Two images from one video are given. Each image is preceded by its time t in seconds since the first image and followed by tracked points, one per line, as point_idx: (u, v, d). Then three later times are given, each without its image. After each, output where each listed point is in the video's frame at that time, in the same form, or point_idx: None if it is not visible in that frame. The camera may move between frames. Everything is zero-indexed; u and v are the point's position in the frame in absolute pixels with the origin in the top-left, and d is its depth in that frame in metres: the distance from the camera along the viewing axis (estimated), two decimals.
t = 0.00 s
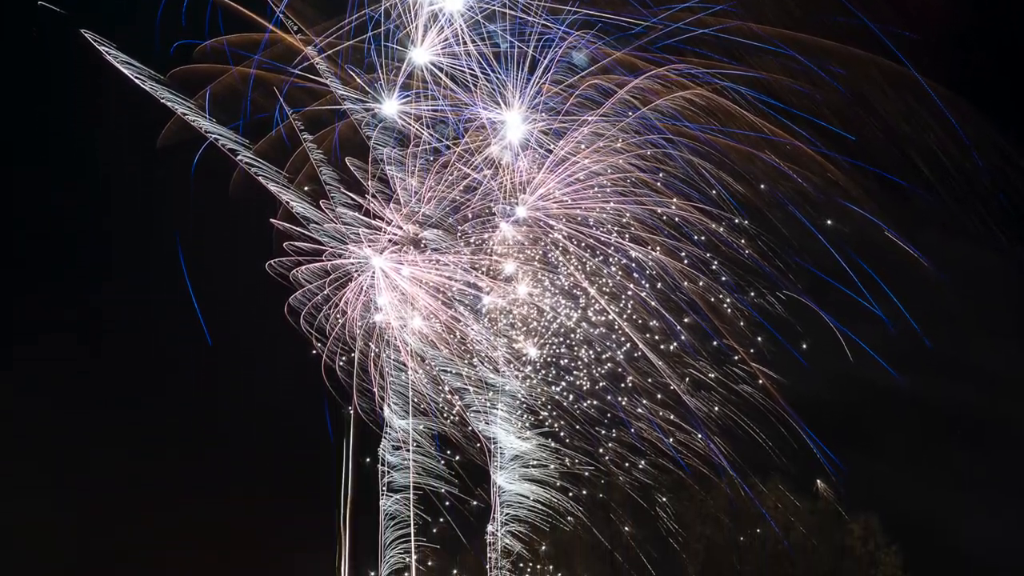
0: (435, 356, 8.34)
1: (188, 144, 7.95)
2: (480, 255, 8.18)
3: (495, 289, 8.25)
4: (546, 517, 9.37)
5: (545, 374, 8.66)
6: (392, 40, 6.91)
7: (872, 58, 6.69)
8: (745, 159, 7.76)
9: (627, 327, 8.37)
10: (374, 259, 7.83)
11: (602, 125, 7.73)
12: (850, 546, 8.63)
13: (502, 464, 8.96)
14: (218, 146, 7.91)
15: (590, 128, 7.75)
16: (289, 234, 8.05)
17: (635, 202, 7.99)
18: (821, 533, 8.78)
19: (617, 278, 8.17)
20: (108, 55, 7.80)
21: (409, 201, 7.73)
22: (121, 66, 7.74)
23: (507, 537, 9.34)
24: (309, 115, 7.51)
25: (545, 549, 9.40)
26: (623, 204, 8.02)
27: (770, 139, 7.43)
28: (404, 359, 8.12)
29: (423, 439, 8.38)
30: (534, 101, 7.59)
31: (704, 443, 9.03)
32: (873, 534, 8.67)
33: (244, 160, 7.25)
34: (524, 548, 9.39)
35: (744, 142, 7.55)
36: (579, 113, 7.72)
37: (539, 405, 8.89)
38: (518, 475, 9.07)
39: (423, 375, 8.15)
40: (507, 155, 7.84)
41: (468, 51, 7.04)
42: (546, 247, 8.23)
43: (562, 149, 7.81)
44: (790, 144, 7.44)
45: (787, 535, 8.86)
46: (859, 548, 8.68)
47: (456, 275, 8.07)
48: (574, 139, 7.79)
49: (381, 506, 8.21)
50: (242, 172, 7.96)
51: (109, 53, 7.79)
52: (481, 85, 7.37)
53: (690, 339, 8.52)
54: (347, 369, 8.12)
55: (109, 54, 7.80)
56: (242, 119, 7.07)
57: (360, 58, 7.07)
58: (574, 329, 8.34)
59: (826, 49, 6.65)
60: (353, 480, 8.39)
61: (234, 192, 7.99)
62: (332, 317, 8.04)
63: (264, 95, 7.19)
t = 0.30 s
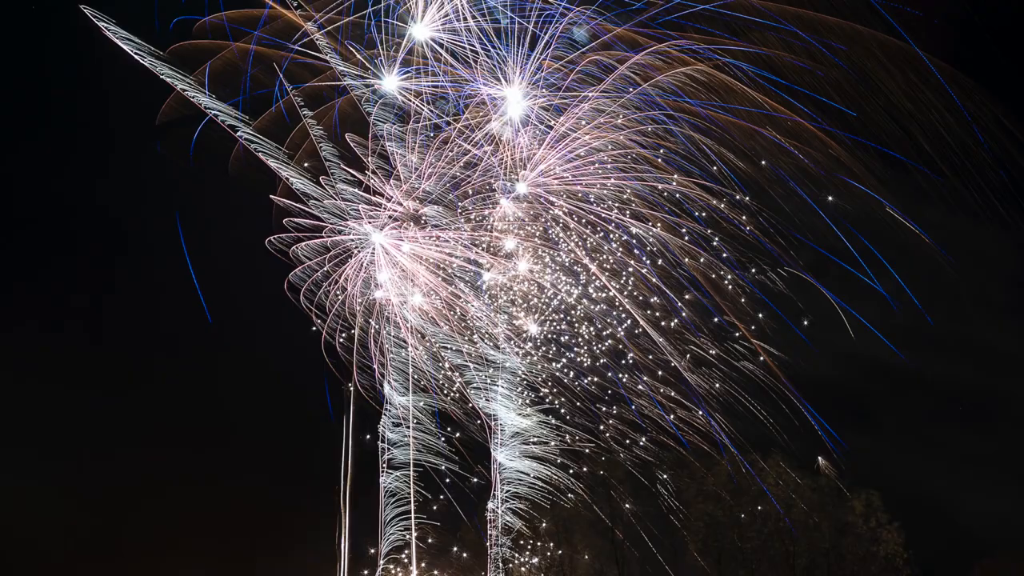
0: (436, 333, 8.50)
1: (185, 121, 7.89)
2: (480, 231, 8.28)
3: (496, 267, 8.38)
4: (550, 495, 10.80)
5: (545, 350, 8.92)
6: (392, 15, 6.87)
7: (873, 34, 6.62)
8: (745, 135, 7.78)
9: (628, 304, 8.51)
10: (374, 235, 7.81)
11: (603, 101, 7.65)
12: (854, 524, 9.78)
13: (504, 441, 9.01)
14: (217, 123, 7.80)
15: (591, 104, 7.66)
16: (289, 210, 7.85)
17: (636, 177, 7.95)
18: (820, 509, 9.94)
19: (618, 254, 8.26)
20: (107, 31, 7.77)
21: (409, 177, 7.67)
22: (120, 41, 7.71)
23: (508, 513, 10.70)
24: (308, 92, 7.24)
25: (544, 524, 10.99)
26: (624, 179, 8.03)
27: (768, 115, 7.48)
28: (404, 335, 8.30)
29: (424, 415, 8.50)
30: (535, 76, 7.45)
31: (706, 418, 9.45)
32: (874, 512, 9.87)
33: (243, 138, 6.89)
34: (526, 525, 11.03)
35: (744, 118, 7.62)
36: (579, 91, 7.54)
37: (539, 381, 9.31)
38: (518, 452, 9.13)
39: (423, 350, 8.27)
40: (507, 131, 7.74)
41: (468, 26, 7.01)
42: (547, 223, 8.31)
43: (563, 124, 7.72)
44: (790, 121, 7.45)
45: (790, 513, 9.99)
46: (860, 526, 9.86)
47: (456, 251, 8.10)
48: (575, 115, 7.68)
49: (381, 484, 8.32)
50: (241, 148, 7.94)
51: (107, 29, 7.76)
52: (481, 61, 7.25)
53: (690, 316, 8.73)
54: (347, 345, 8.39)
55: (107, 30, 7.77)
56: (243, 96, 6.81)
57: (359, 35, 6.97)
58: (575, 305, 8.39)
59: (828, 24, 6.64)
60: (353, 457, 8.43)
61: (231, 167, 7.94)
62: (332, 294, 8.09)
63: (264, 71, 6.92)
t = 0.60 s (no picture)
0: (437, 310, 8.76)
1: (183, 97, 7.82)
2: (480, 207, 8.34)
3: (497, 243, 8.54)
4: (552, 473, 11.48)
5: (545, 326, 9.29)
6: None
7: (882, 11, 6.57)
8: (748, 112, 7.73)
9: (627, 281, 8.85)
10: (374, 211, 7.86)
11: (604, 78, 7.59)
12: (854, 501, 11.12)
13: (505, 419, 9.58)
14: (217, 99, 7.76)
15: (592, 81, 7.61)
16: (288, 186, 7.90)
17: (638, 156, 8.09)
18: (821, 486, 11.26)
19: (618, 231, 8.27)
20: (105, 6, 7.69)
21: (410, 153, 7.63)
22: (118, 16, 7.64)
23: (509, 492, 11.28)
24: (308, 68, 7.03)
25: (543, 502, 11.53)
26: (626, 155, 7.78)
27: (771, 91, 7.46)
28: (404, 312, 8.47)
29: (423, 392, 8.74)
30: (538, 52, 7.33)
31: (706, 397, 9.40)
32: (874, 488, 11.26)
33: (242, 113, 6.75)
34: (526, 502, 11.55)
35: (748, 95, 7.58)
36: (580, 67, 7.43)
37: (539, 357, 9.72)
38: (520, 428, 9.65)
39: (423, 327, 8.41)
40: (508, 107, 7.73)
41: None
42: (548, 199, 8.44)
43: (563, 101, 7.68)
44: (791, 95, 7.51)
45: (790, 489, 11.22)
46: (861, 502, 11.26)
47: (456, 227, 8.14)
48: (576, 92, 7.63)
49: (381, 461, 8.52)
50: (239, 125, 7.89)
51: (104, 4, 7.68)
52: (481, 37, 7.11)
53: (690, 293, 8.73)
54: (346, 322, 8.46)
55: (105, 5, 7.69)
56: (242, 71, 6.65)
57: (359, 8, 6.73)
58: (575, 282, 8.77)
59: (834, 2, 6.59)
60: (353, 434, 8.39)
61: (231, 143, 7.92)
62: (333, 271, 8.18)
63: (264, 47, 6.70)
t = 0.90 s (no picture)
0: (437, 286, 8.99)
1: (184, 73, 7.79)
2: (481, 183, 8.43)
3: (496, 219, 8.79)
4: (552, 450, 11.51)
5: (545, 303, 9.36)
6: None
7: None
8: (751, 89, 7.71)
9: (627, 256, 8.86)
10: (373, 186, 7.94)
11: (604, 53, 7.56)
12: (854, 478, 11.68)
13: (504, 396, 9.85)
14: (217, 75, 7.76)
15: (591, 56, 7.63)
16: (288, 162, 7.88)
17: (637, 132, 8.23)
18: (822, 463, 11.69)
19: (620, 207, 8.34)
20: None
21: (410, 129, 7.63)
22: None
23: (508, 468, 11.46)
24: (309, 43, 6.80)
25: (545, 478, 11.65)
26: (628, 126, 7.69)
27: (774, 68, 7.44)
28: (404, 287, 8.73)
29: (423, 367, 9.26)
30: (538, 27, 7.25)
31: (706, 374, 9.41)
32: (870, 465, 11.94)
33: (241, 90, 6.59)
34: (527, 479, 11.67)
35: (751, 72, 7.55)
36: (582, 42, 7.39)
37: (539, 334, 9.95)
38: (520, 405, 9.88)
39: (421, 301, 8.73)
40: (508, 83, 7.71)
41: None
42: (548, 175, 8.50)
43: (563, 77, 7.69)
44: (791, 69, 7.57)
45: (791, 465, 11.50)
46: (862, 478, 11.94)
47: (457, 203, 8.24)
48: (576, 67, 7.63)
49: (381, 437, 8.76)
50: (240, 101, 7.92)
51: None
52: (481, 13, 7.13)
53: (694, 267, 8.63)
54: (346, 298, 8.62)
55: None
56: (242, 47, 6.44)
57: None
58: (575, 258, 8.97)
59: None
60: (352, 408, 8.44)
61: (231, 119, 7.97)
62: (333, 246, 8.30)
63: (264, 23, 6.52)
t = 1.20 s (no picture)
0: (437, 263, 9.15)
1: (182, 49, 7.69)
2: (481, 159, 8.46)
3: (498, 195, 8.91)
4: (552, 426, 11.68)
5: (545, 279, 9.59)
6: None
7: None
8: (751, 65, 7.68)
9: (627, 231, 8.87)
10: (373, 162, 7.98)
11: (604, 29, 7.53)
12: (843, 456, 12.64)
13: (505, 372, 10.03)
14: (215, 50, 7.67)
15: (592, 32, 7.57)
16: (288, 138, 7.83)
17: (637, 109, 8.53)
18: (821, 440, 13.10)
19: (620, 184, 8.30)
20: None
21: (410, 105, 7.59)
22: None
23: (508, 446, 11.53)
24: (309, 20, 6.65)
25: (545, 456, 11.77)
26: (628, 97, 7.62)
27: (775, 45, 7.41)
28: (404, 264, 8.89)
29: (423, 344, 9.54)
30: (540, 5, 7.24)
31: (708, 353, 9.33)
32: (869, 442, 13.49)
33: (241, 67, 6.51)
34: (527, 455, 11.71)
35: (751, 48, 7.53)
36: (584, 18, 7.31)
37: (539, 311, 10.21)
38: (520, 382, 10.04)
39: (422, 278, 8.97)
40: (508, 59, 7.69)
41: None
42: (548, 150, 8.54)
43: (564, 52, 7.65)
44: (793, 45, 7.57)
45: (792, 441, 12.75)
46: (865, 456, 13.42)
47: (456, 179, 8.29)
48: (576, 44, 7.59)
49: (382, 414, 8.98)
50: (239, 78, 7.85)
51: None
52: None
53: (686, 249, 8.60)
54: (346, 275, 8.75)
55: None
56: (241, 23, 6.32)
57: None
58: (575, 235, 9.03)
59: None
60: (352, 387, 8.57)
61: (232, 97, 7.95)
62: (332, 223, 8.34)
63: None
